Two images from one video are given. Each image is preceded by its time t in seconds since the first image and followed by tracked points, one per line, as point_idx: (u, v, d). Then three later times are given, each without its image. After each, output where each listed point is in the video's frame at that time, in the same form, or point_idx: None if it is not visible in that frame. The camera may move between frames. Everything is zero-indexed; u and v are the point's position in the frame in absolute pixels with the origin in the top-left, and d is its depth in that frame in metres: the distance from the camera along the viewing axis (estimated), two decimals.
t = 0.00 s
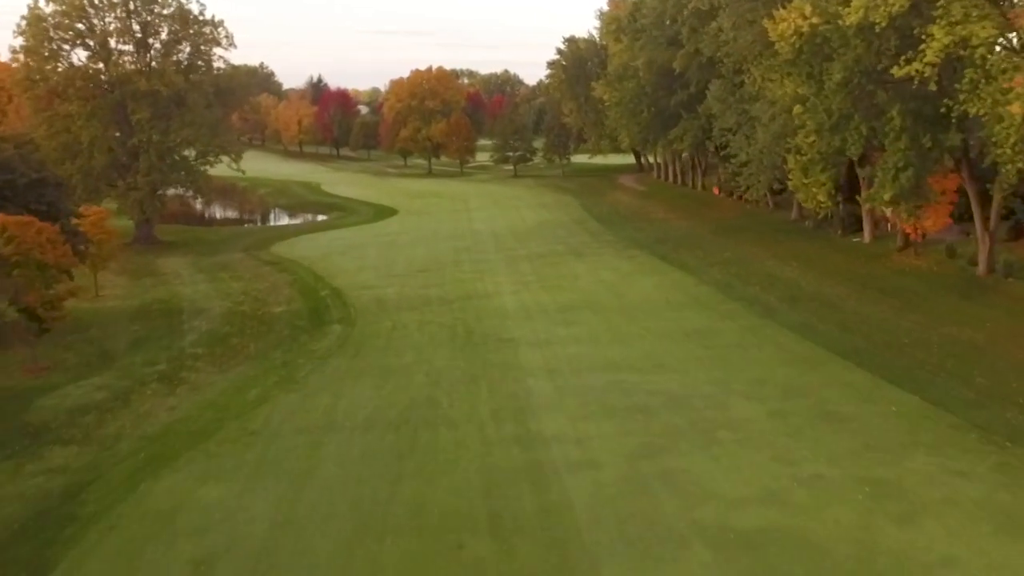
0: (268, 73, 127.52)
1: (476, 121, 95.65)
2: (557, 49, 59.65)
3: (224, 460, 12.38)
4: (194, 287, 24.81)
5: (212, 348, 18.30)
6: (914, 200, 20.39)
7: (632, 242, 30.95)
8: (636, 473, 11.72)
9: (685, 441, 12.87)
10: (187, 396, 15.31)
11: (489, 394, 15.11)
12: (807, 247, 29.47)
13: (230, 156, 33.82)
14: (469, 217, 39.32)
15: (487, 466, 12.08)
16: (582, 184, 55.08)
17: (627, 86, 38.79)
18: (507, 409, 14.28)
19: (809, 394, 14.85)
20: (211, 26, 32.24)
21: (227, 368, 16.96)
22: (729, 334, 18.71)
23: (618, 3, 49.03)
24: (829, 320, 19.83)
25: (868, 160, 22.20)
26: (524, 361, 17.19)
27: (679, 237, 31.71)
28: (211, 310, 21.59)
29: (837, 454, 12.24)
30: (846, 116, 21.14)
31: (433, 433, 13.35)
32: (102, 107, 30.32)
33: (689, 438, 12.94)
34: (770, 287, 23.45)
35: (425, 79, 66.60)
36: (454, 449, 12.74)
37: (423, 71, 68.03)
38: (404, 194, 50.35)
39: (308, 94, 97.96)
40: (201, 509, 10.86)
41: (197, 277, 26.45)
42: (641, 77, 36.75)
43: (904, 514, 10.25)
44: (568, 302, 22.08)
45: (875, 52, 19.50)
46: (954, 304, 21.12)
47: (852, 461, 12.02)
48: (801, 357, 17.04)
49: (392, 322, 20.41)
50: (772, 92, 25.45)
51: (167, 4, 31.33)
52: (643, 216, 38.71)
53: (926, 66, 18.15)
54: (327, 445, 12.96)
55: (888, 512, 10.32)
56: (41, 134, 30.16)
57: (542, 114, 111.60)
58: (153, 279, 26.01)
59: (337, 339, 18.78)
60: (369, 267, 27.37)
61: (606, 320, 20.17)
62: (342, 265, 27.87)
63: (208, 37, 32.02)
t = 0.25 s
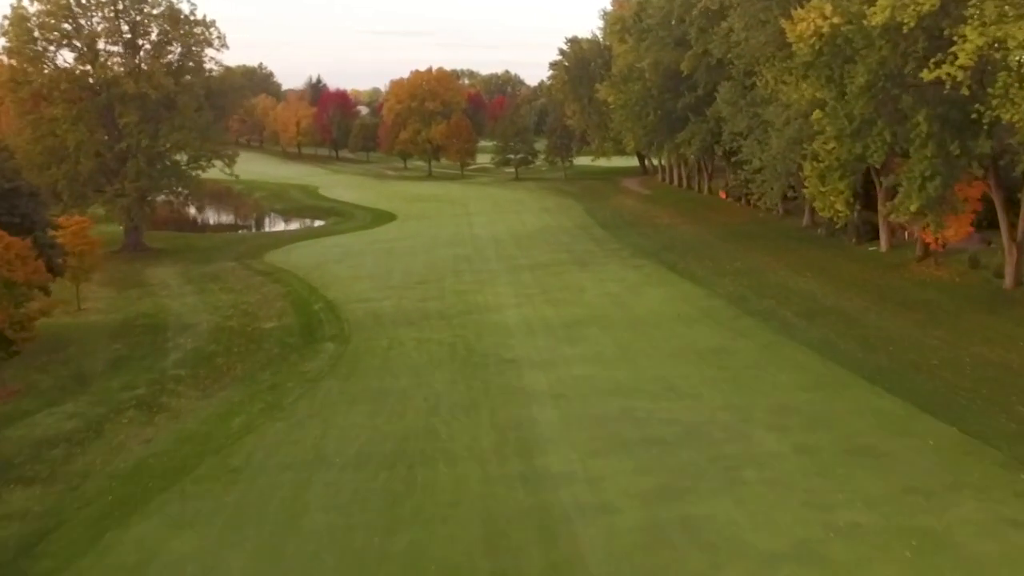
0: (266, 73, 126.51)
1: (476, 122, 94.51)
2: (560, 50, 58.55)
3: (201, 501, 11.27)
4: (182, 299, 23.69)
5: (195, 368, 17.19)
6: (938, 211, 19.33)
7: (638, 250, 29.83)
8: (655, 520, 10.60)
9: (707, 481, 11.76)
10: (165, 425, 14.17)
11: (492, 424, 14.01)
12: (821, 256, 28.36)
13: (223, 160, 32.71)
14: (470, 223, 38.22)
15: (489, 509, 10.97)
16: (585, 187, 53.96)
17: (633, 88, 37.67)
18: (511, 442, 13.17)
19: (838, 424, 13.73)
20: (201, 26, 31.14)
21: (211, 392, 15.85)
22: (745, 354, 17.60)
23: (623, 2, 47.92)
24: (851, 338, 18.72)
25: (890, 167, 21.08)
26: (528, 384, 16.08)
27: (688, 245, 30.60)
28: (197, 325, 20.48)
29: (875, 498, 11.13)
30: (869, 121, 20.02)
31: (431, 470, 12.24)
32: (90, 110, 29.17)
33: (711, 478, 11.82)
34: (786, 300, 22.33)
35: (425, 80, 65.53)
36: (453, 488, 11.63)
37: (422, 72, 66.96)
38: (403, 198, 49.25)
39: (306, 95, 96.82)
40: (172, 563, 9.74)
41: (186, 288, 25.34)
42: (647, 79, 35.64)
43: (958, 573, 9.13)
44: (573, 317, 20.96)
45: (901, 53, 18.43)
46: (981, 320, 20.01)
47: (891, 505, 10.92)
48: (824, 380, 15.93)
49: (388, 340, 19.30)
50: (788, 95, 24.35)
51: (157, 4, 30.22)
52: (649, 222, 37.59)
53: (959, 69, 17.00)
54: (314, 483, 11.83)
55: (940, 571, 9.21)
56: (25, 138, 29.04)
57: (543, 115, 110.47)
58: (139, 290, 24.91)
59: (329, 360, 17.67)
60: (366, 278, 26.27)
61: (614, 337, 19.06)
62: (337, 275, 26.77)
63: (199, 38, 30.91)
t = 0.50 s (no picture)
0: (265, 74, 125.19)
1: (478, 123, 93.29)
2: (563, 51, 57.32)
3: (169, 563, 10.01)
4: (167, 315, 22.44)
5: (176, 397, 15.92)
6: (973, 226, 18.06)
7: (648, 261, 28.56)
8: None
9: (738, 539, 10.48)
10: (137, 465, 12.90)
11: (497, 466, 12.75)
12: (840, 268, 27.09)
13: (214, 166, 31.49)
14: (471, 230, 36.98)
15: (494, 574, 9.71)
16: (590, 191, 52.71)
17: (640, 91, 36.42)
18: (519, 488, 11.91)
19: (878, 467, 12.48)
20: (192, 27, 29.87)
21: (190, 424, 14.60)
22: (769, 382, 16.34)
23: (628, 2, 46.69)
24: (880, 362, 17.46)
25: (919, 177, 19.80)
26: (535, 417, 14.82)
27: (699, 256, 29.34)
28: (181, 346, 19.23)
29: (930, 560, 9.85)
30: (898, 129, 18.75)
31: (429, 522, 10.97)
32: (75, 115, 27.91)
33: (743, 534, 10.56)
34: (807, 318, 21.07)
35: (426, 81, 64.30)
36: (453, 546, 10.36)
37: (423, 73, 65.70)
38: (403, 203, 47.97)
39: (305, 96, 95.58)
40: None
41: (173, 302, 24.09)
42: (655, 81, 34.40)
43: None
44: (581, 337, 19.70)
45: (936, 55, 17.22)
46: (1018, 342, 18.76)
47: (949, 571, 9.68)
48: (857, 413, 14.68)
49: (384, 363, 18.04)
50: (808, 99, 23.13)
51: (146, 3, 28.94)
52: (657, 229, 36.32)
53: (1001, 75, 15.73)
54: (299, 540, 10.57)
55: None
56: (6, 143, 27.77)
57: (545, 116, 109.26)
58: (124, 305, 23.66)
59: (321, 387, 16.41)
60: (363, 291, 25.02)
61: (626, 361, 17.80)
62: (333, 288, 25.53)
63: (189, 38, 29.67)
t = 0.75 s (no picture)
0: (264, 74, 124.06)
1: (479, 124, 92.20)
2: (567, 51, 56.20)
3: None
4: (153, 329, 21.30)
5: (157, 425, 14.78)
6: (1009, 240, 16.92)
7: (657, 270, 27.41)
8: None
9: None
10: (110, 507, 11.77)
11: (504, 508, 11.62)
12: (858, 278, 25.95)
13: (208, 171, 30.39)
14: (473, 237, 35.86)
15: None
16: (594, 195, 51.59)
17: (646, 92, 35.24)
18: (529, 537, 10.78)
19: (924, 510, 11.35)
20: (183, 27, 28.75)
21: (170, 457, 13.47)
22: (794, 408, 15.21)
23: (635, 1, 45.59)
24: (912, 386, 16.33)
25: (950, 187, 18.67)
26: (543, 449, 13.69)
27: (710, 265, 28.22)
28: (166, 365, 18.07)
29: None
30: (929, 136, 17.61)
31: None
32: (61, 118, 26.79)
33: None
34: (829, 335, 19.92)
35: (426, 82, 63.20)
36: None
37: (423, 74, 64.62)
38: (402, 207, 46.84)
39: (304, 97, 94.45)
40: None
41: (160, 315, 22.95)
42: (664, 83, 33.23)
43: None
44: (590, 356, 18.57)
45: (973, 57, 16.15)
46: None
47: None
48: (893, 445, 13.56)
49: (381, 385, 16.92)
50: (828, 103, 22.02)
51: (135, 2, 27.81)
52: (665, 236, 35.16)
53: None
54: None
55: None
56: None
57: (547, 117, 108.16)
58: (108, 318, 22.52)
59: (313, 414, 15.27)
60: (360, 304, 23.90)
61: (639, 384, 16.68)
62: (328, 300, 24.42)
63: (181, 38, 28.55)
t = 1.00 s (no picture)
0: (262, 74, 122.86)
1: (480, 126, 90.94)
2: (571, 51, 54.91)
3: None
4: (135, 349, 20.02)
5: (131, 463, 13.51)
6: None
7: (669, 283, 26.14)
8: None
9: None
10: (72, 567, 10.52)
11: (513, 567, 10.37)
12: (880, 292, 24.67)
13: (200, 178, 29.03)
14: (475, 245, 34.59)
15: None
16: (598, 200, 50.31)
17: (655, 95, 33.94)
18: None
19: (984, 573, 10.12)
20: (172, 26, 27.44)
21: (142, 503, 12.20)
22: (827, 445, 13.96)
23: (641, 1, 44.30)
24: (952, 418, 15.09)
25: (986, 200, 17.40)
26: (554, 494, 12.42)
27: (724, 277, 26.94)
28: (145, 391, 16.81)
29: None
30: (967, 145, 16.36)
31: None
32: (43, 123, 25.47)
33: None
34: (856, 357, 18.66)
35: (427, 84, 61.95)
36: None
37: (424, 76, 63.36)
38: (402, 212, 45.57)
39: (304, 98, 93.17)
40: None
41: (144, 333, 21.67)
42: (674, 85, 31.94)
43: None
44: (602, 382, 17.29)
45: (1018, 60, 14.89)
46: None
47: None
48: (940, 490, 12.33)
49: (377, 415, 15.65)
50: (852, 108, 20.74)
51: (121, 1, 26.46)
52: (674, 244, 33.89)
53: None
54: None
55: None
56: None
57: (549, 118, 106.84)
58: (89, 336, 21.26)
59: (303, 451, 14.01)
60: (356, 320, 22.64)
61: (656, 415, 15.41)
62: (323, 316, 23.16)
63: (169, 39, 27.22)
